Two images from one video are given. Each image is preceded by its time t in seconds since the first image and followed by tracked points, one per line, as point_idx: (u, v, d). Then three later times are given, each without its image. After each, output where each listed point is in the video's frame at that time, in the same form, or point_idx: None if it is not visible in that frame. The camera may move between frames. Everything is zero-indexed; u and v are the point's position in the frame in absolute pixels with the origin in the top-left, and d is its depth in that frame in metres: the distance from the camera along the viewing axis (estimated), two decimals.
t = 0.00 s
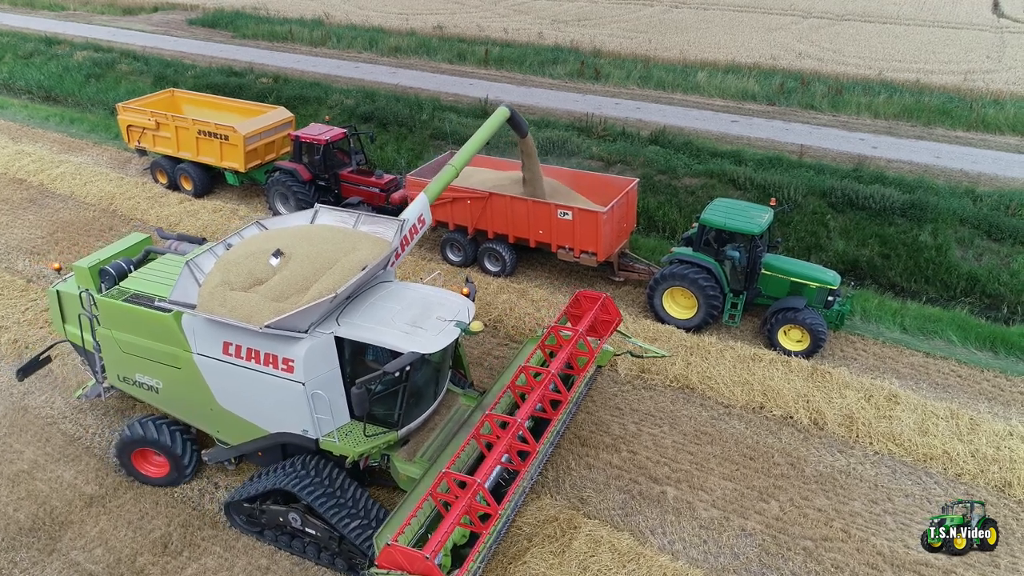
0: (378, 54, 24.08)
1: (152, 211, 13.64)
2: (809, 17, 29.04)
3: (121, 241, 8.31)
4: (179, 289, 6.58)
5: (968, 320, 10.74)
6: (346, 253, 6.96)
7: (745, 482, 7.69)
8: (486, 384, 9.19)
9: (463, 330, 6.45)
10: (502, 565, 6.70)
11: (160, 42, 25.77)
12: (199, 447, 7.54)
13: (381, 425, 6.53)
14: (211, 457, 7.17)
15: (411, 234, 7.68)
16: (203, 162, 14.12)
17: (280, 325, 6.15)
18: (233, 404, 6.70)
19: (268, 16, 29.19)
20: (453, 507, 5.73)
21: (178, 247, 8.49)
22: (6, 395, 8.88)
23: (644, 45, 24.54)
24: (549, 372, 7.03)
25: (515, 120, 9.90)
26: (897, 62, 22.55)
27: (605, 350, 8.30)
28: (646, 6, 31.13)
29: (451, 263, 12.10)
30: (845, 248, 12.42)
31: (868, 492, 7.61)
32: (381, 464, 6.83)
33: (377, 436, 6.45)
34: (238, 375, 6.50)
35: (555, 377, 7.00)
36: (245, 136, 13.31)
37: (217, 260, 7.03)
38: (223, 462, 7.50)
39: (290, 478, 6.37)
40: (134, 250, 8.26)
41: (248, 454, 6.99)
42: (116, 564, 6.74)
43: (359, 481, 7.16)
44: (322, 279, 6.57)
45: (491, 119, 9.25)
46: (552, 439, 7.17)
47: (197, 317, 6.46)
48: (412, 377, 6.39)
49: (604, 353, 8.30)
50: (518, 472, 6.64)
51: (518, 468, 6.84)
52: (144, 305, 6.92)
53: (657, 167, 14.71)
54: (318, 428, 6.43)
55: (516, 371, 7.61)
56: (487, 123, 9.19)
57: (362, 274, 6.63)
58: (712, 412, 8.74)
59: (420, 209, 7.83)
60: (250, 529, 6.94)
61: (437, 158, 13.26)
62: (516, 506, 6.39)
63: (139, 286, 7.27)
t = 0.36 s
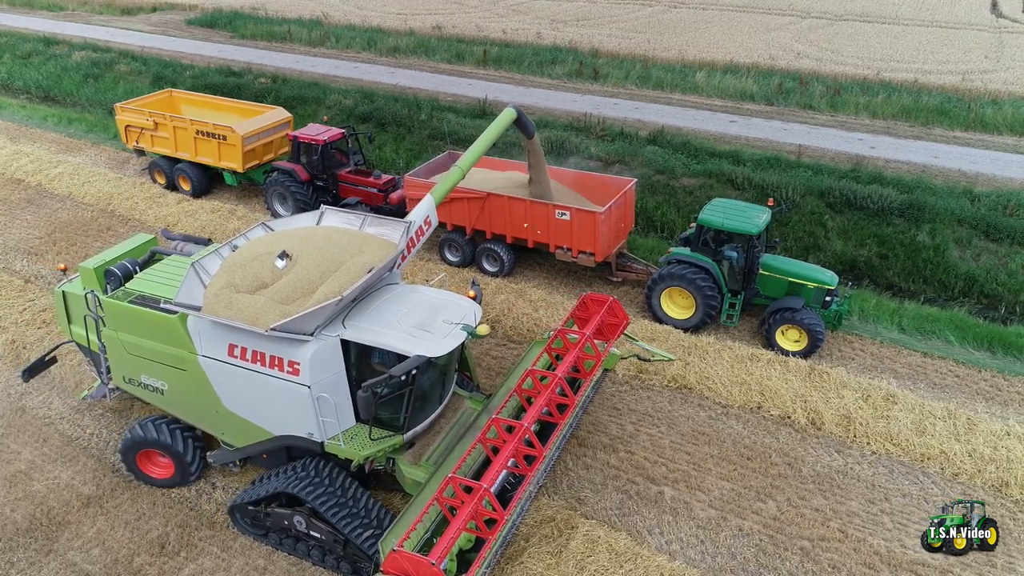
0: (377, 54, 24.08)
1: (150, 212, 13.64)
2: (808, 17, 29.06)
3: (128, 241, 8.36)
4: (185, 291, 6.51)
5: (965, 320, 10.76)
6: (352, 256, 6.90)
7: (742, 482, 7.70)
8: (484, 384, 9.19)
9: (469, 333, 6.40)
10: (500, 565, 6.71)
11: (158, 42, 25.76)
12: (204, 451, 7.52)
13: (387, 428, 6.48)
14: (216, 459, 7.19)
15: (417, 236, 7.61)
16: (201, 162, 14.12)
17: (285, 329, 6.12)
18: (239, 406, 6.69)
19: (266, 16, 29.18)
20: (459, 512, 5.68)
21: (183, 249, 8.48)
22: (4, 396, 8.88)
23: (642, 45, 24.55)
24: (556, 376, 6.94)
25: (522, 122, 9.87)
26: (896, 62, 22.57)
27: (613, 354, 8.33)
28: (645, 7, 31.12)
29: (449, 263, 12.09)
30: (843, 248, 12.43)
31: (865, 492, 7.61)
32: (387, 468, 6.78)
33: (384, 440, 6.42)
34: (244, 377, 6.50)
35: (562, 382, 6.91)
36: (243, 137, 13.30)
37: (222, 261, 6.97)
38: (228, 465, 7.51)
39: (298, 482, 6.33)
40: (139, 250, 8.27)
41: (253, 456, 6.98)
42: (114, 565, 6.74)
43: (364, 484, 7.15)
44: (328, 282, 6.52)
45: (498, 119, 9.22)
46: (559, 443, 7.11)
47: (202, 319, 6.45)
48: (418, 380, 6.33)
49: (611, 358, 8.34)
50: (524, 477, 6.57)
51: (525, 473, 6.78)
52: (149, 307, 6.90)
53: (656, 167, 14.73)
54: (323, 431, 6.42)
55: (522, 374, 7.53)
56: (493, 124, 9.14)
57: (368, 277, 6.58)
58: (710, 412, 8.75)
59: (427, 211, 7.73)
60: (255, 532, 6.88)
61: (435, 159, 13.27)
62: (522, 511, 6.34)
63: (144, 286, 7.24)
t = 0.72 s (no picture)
0: (376, 54, 24.07)
1: (148, 212, 13.63)
2: (807, 17, 29.07)
3: (135, 241, 8.33)
4: (191, 293, 6.52)
5: (963, 320, 10.77)
6: (360, 258, 6.86)
7: (740, 482, 7.70)
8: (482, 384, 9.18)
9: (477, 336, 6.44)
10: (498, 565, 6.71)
11: (157, 42, 25.74)
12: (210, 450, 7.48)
13: (393, 431, 6.46)
14: (221, 460, 7.08)
15: (425, 237, 7.53)
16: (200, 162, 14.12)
17: (293, 331, 6.08)
18: (244, 408, 6.67)
19: (265, 16, 29.18)
20: (467, 517, 5.61)
21: (190, 250, 8.51)
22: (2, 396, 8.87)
23: (641, 45, 24.55)
24: (564, 380, 6.86)
25: (530, 122, 9.84)
26: (894, 62, 22.58)
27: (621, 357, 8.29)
28: (644, 7, 31.12)
29: (448, 263, 12.08)
30: (842, 248, 12.44)
31: (863, 492, 7.61)
32: (392, 471, 6.76)
33: (391, 443, 6.36)
34: (251, 380, 6.47)
35: (570, 386, 6.83)
36: (242, 137, 13.29)
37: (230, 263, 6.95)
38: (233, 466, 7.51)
39: (309, 486, 6.27)
40: (147, 250, 8.24)
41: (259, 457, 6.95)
42: (112, 565, 6.74)
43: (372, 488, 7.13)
44: (335, 284, 6.48)
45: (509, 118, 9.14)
46: (566, 448, 7.05)
47: (210, 321, 6.48)
48: (425, 384, 6.34)
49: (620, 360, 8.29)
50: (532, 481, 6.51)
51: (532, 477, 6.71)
52: (156, 308, 6.90)
53: (654, 167, 14.75)
54: (330, 434, 6.36)
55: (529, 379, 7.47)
56: (502, 125, 9.09)
57: (376, 280, 6.53)
58: (708, 411, 8.75)
59: (433, 213, 7.67)
60: (261, 535, 6.87)
61: (434, 159, 13.26)
62: (529, 517, 6.27)
63: (150, 287, 7.25)
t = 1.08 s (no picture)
0: (374, 54, 24.06)
1: (146, 212, 13.63)
2: (805, 16, 29.08)
3: (140, 242, 8.31)
4: (197, 294, 6.48)
5: (961, 320, 10.78)
6: (365, 260, 6.82)
7: (738, 481, 7.71)
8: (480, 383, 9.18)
9: (483, 339, 6.32)
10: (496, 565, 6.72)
11: (155, 42, 25.72)
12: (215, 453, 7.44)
13: (398, 434, 6.44)
14: (225, 462, 7.10)
15: (430, 240, 7.41)
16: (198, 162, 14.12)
17: (298, 333, 6.06)
18: (249, 410, 6.67)
19: (263, 16, 29.15)
20: (473, 523, 5.58)
21: (195, 250, 8.49)
22: None
23: (639, 45, 24.54)
24: (570, 384, 6.83)
25: (537, 124, 9.82)
26: (892, 62, 22.59)
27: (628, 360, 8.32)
28: (642, 7, 31.11)
29: (446, 263, 12.08)
30: (839, 247, 12.45)
31: (861, 491, 7.62)
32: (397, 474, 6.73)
33: (396, 447, 6.36)
34: (256, 382, 6.47)
35: (576, 391, 6.79)
36: (240, 137, 13.29)
37: (235, 263, 6.88)
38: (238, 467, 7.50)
39: (313, 489, 6.25)
40: (152, 250, 8.22)
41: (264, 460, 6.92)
42: (109, 565, 6.73)
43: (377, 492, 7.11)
44: (341, 286, 6.46)
45: (515, 120, 9.11)
46: (572, 452, 7.02)
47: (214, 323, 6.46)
48: (431, 387, 6.28)
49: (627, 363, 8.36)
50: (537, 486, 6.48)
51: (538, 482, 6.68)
52: (161, 309, 6.89)
53: (653, 167, 14.76)
54: (335, 437, 6.36)
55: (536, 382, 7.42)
56: (509, 126, 9.02)
57: (382, 281, 6.47)
58: (706, 411, 8.74)
59: (440, 214, 7.57)
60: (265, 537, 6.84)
61: (432, 159, 13.26)
62: (534, 521, 6.25)
63: (156, 288, 7.25)
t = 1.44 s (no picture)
0: (373, 54, 24.06)
1: (145, 212, 13.62)
2: (803, 16, 29.09)
3: (146, 243, 8.31)
4: (202, 297, 6.51)
5: (959, 319, 10.80)
6: (371, 262, 6.80)
7: (736, 481, 7.72)
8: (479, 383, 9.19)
9: (491, 342, 6.30)
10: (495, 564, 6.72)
11: (153, 42, 25.70)
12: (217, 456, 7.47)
13: (405, 437, 6.42)
14: (232, 463, 7.14)
15: (437, 240, 7.36)
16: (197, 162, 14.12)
17: (306, 335, 6.04)
18: (255, 411, 6.66)
19: (261, 16, 29.15)
20: (480, 525, 5.56)
21: (201, 250, 8.56)
22: None
23: (638, 45, 24.55)
24: (577, 386, 6.80)
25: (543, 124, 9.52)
26: (891, 62, 22.61)
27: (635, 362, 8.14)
28: (641, 6, 31.11)
29: (445, 263, 12.08)
30: (838, 247, 12.46)
31: (859, 491, 7.63)
32: (404, 476, 6.69)
33: (402, 449, 6.34)
34: (262, 383, 6.45)
35: (583, 393, 6.77)
36: (240, 137, 13.29)
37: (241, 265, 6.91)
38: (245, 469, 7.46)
39: (320, 492, 6.22)
40: (158, 251, 8.23)
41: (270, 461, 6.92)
42: (108, 565, 6.74)
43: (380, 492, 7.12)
44: (348, 288, 6.44)
45: (518, 121, 8.82)
46: (579, 454, 6.99)
47: (220, 325, 6.42)
48: (437, 389, 6.27)
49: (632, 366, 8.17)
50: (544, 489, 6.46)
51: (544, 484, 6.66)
52: (167, 310, 6.88)
53: (652, 167, 14.78)
54: (341, 439, 6.34)
55: (543, 385, 7.40)
56: (517, 126, 8.80)
57: (389, 283, 6.46)
58: (704, 411, 8.75)
59: (446, 215, 7.49)
60: (272, 539, 6.82)
61: (430, 160, 13.23)
62: (541, 524, 6.23)
63: (162, 290, 7.25)
